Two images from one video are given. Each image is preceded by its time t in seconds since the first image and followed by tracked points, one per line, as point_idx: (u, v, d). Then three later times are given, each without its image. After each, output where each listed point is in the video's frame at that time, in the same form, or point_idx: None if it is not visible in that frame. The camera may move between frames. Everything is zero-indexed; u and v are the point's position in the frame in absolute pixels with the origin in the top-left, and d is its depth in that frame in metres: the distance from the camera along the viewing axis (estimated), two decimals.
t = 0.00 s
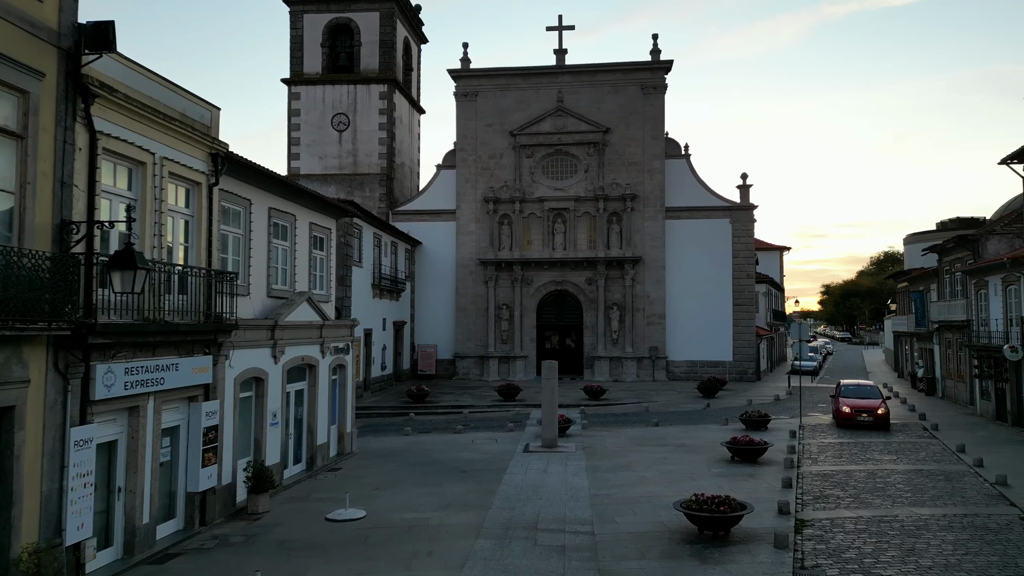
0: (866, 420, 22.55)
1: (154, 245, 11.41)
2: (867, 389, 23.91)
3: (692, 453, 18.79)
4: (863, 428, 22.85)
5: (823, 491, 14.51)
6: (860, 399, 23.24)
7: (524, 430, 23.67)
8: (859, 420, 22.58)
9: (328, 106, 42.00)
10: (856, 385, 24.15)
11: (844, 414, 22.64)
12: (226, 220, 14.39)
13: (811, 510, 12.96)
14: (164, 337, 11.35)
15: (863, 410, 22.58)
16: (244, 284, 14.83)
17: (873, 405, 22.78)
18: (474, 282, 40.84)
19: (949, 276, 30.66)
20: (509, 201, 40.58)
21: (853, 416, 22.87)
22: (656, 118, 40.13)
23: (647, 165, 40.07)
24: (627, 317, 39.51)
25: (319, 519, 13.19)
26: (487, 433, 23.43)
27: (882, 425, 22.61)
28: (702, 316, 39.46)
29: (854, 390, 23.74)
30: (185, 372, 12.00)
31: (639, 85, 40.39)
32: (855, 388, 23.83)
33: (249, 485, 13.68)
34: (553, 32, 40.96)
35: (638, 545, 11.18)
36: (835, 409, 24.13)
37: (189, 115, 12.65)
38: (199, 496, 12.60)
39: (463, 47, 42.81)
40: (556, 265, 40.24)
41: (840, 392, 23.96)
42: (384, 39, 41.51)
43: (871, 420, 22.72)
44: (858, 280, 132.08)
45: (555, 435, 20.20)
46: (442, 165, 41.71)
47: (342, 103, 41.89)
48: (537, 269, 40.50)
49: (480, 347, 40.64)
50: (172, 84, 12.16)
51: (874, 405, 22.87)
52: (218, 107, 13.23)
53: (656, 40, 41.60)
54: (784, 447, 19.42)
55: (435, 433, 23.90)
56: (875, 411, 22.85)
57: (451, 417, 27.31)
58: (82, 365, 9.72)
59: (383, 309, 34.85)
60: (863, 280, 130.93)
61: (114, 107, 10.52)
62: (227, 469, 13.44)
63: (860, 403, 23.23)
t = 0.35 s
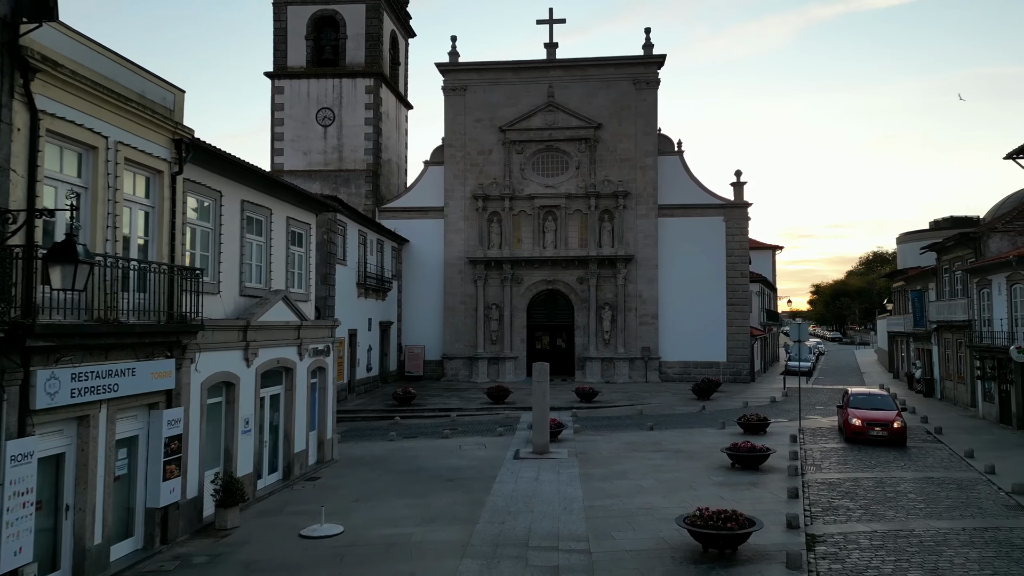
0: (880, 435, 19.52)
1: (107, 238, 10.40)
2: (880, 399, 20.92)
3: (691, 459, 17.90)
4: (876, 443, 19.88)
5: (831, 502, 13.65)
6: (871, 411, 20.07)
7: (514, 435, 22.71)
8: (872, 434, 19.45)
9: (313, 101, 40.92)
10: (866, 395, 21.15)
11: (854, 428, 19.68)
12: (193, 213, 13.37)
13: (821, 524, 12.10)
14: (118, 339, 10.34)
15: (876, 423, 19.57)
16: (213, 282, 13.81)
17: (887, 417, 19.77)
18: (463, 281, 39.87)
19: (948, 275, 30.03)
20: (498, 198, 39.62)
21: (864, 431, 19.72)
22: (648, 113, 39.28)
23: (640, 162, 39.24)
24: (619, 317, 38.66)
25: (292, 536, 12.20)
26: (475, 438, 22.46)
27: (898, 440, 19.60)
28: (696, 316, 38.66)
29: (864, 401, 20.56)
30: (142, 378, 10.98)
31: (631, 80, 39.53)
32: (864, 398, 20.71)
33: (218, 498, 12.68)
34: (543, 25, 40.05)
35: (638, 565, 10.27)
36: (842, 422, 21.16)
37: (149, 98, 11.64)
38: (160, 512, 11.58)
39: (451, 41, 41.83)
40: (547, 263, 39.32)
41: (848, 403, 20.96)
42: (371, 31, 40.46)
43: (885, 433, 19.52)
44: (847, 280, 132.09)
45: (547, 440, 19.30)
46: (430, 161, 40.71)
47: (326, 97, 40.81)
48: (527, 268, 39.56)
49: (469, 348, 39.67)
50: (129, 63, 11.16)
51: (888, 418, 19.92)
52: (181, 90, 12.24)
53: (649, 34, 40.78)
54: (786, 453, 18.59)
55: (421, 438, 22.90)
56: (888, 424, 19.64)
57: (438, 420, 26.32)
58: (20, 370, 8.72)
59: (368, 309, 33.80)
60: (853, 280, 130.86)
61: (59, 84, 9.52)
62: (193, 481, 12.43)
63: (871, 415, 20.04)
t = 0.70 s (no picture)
0: (902, 454, 16.65)
1: (61, 230, 9.50)
2: (899, 411, 18.10)
3: (692, 466, 17.09)
4: (897, 463, 17.01)
5: (845, 513, 12.85)
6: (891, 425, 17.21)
7: (508, 439, 21.85)
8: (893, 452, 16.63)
9: (302, 95, 39.97)
10: (883, 405, 18.29)
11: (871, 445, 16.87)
12: (162, 205, 12.48)
13: (836, 539, 11.29)
14: (74, 340, 9.44)
15: (897, 440, 16.73)
16: (185, 279, 12.91)
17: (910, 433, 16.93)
18: (456, 280, 39.00)
19: (952, 274, 29.36)
20: (491, 195, 38.76)
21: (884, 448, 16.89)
22: (645, 109, 38.50)
23: (636, 158, 38.45)
24: (615, 317, 37.88)
25: (268, 553, 11.31)
26: (467, 443, 21.58)
27: (923, 459, 16.78)
28: (693, 316, 37.90)
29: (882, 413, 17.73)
30: (102, 383, 10.08)
31: (627, 75, 38.73)
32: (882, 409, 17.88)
33: (189, 512, 11.78)
34: (537, 19, 39.22)
35: None
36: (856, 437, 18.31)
37: (112, 79, 10.76)
38: (124, 529, 10.67)
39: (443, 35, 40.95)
40: (541, 262, 38.48)
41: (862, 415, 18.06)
42: (361, 24, 39.54)
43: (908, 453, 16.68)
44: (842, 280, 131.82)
45: (542, 446, 18.46)
46: (422, 158, 39.83)
47: (316, 92, 39.88)
48: (521, 267, 38.71)
49: (462, 348, 38.80)
50: (89, 40, 10.28)
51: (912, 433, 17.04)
52: (147, 72, 11.36)
53: (645, 29, 40.00)
54: (792, 459, 17.81)
55: (411, 443, 22.02)
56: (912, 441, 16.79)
57: (429, 424, 25.44)
58: None
59: (358, 308, 32.90)
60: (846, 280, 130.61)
61: (4, 58, 8.63)
62: (161, 494, 11.52)
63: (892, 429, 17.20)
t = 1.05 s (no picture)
0: (942, 483, 13.70)
1: (7, 219, 8.57)
2: (934, 430, 15.17)
3: (698, 474, 16.22)
4: (936, 492, 14.03)
5: (866, 528, 11.98)
6: (928, 448, 14.25)
7: (503, 444, 20.94)
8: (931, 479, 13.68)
9: (292, 89, 38.99)
10: (916, 422, 15.34)
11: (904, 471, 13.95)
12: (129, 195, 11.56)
13: (860, 557, 10.41)
14: (21, 342, 8.48)
15: (936, 466, 13.79)
16: (154, 275, 11.98)
17: (952, 457, 13.95)
18: (450, 279, 38.07)
19: (960, 273, 28.56)
20: (487, 192, 37.83)
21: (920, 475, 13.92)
22: (643, 104, 37.62)
23: (634, 154, 37.58)
24: (613, 316, 37.00)
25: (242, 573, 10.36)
26: (461, 448, 20.66)
27: (967, 489, 13.78)
28: (693, 316, 37.04)
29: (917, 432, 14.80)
30: (53, 388, 9.13)
31: (626, 69, 37.83)
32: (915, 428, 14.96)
33: (156, 528, 10.85)
34: (534, 12, 38.32)
35: None
36: (884, 460, 15.35)
37: (68, 55, 9.82)
38: (82, 548, 9.72)
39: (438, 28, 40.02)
40: (538, 261, 37.57)
41: (891, 434, 15.12)
42: (353, 17, 38.58)
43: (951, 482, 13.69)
44: (839, 280, 131.31)
45: (539, 452, 17.56)
46: (415, 153, 38.90)
47: (307, 86, 38.89)
48: (517, 266, 37.81)
49: (456, 349, 37.87)
50: (41, 11, 9.35)
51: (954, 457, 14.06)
52: (109, 49, 10.43)
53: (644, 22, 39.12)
54: (802, 466, 16.94)
55: (403, 448, 21.09)
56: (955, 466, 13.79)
57: (422, 428, 24.51)
58: None
59: (350, 308, 31.96)
60: (844, 279, 130.14)
61: None
62: (124, 509, 10.57)
63: (929, 451, 14.21)
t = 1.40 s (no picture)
0: (999, 527, 11.00)
1: None
2: (980, 457, 12.60)
3: (703, 482, 15.44)
4: (990, 538, 11.33)
5: (887, 543, 11.20)
6: (977, 483, 11.61)
7: (499, 450, 20.10)
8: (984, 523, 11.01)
9: (282, 84, 38.07)
10: (955, 447, 12.79)
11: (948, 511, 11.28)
12: (94, 186, 10.70)
13: None
14: None
15: (989, 505, 11.11)
16: (121, 272, 11.14)
17: (1008, 494, 11.27)
18: (444, 278, 37.23)
19: (967, 272, 27.90)
20: (482, 189, 37.00)
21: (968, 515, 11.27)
22: (642, 99, 36.85)
23: (633, 151, 36.80)
24: (611, 316, 36.21)
25: None
26: (455, 454, 19.79)
27: None
28: (692, 316, 36.28)
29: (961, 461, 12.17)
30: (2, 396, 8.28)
31: (624, 64, 37.05)
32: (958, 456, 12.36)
33: (121, 546, 9.99)
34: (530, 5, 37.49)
35: None
36: (921, 495, 12.67)
37: (23, 30, 8.98)
38: (36, 570, 8.85)
39: (432, 21, 39.14)
40: (533, 259, 36.76)
41: (928, 461, 12.54)
42: (345, 10, 37.69)
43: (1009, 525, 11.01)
44: (835, 280, 130.96)
45: (536, 459, 16.73)
46: (409, 150, 38.03)
47: (297, 80, 37.97)
48: (513, 265, 36.98)
49: (450, 349, 37.02)
50: None
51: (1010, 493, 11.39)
52: (69, 26, 9.60)
53: (642, 16, 38.34)
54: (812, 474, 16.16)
55: (393, 454, 20.22)
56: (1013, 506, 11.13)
57: (414, 432, 23.64)
58: None
59: (340, 308, 31.09)
60: (840, 279, 129.73)
61: None
62: (85, 525, 9.71)
63: (979, 487, 11.55)
